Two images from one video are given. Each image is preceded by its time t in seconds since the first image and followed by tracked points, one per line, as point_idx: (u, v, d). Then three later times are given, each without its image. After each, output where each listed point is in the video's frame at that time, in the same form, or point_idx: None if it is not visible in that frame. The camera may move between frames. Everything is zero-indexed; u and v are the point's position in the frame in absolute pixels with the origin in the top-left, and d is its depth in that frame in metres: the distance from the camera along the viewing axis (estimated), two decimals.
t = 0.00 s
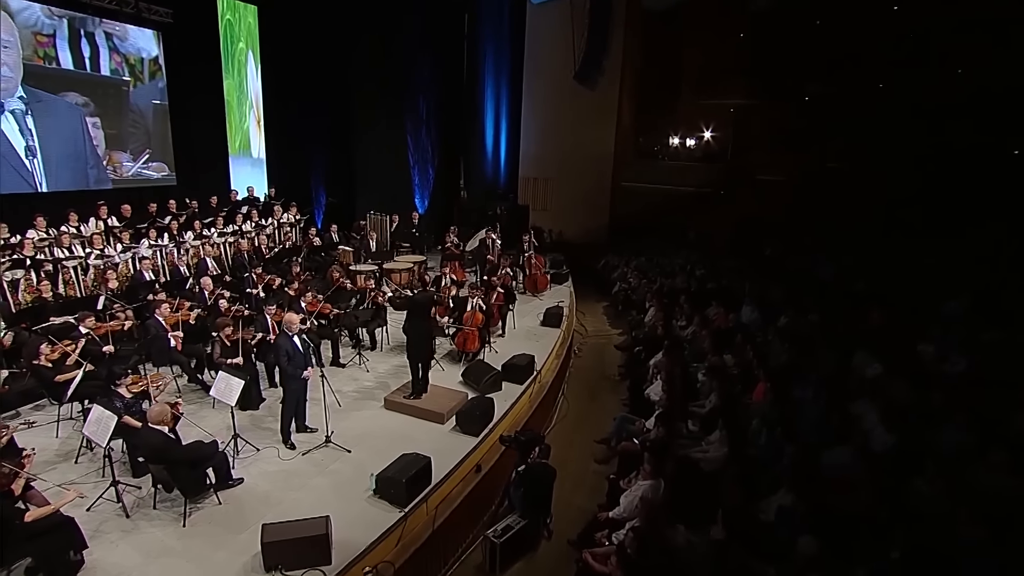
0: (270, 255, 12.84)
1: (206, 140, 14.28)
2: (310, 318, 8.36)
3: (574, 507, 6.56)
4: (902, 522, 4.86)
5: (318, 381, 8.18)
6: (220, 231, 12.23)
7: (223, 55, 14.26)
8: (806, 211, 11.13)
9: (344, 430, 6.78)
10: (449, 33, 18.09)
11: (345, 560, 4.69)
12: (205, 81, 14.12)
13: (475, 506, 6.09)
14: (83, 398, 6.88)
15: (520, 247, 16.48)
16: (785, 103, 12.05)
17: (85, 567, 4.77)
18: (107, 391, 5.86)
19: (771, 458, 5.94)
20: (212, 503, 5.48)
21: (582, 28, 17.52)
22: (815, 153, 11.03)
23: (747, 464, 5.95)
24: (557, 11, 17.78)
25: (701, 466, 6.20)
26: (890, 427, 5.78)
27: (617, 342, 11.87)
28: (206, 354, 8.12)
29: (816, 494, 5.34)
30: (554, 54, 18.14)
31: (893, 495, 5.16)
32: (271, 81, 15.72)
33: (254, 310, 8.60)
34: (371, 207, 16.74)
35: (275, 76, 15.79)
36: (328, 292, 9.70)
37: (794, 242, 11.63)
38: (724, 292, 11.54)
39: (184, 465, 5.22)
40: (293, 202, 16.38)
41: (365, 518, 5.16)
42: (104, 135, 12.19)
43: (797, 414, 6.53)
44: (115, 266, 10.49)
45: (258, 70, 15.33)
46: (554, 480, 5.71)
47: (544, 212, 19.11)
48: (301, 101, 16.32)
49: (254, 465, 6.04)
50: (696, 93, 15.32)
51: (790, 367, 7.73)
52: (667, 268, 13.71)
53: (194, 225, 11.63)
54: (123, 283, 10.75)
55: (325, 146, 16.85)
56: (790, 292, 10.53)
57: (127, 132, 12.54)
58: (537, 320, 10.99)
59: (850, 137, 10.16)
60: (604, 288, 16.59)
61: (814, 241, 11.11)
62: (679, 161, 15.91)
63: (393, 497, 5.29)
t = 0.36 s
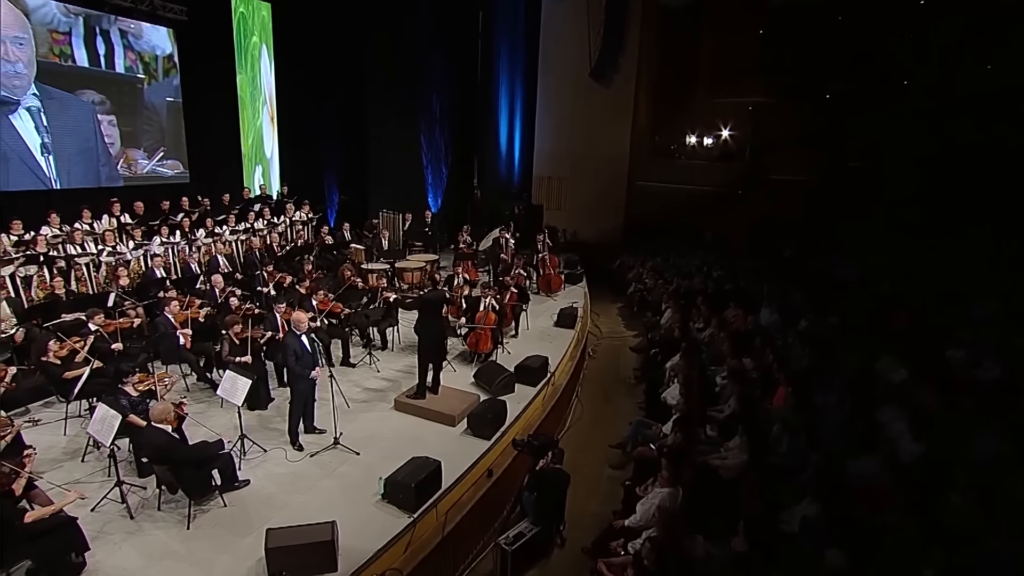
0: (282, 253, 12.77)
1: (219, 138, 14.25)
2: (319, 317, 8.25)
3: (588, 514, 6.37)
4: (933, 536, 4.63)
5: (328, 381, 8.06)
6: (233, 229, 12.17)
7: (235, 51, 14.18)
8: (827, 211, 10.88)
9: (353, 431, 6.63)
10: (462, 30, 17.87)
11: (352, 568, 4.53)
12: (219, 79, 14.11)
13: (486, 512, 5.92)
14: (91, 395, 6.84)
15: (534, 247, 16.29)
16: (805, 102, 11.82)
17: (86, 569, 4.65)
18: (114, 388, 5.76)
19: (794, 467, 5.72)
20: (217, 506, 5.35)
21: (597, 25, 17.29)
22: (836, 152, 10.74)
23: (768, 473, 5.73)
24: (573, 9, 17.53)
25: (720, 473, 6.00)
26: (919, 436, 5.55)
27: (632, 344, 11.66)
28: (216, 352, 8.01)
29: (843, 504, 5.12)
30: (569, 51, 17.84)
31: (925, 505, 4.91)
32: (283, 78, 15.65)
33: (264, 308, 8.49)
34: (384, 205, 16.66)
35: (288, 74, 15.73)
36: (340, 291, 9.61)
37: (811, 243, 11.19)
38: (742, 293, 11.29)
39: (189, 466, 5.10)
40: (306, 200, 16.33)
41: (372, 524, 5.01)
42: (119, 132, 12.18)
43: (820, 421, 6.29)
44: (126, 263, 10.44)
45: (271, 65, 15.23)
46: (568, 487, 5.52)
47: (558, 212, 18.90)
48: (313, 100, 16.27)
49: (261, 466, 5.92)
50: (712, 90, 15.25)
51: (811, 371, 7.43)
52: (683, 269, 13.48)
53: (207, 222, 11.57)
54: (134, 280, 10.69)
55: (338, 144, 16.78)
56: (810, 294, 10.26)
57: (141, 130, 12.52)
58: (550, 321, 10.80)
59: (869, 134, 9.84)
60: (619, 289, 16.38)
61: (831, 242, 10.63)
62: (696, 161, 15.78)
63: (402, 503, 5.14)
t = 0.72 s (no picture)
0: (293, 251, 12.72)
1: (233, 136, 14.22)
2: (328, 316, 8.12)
3: (603, 521, 6.18)
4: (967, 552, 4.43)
5: (338, 381, 7.95)
6: (244, 226, 12.10)
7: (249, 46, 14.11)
8: (848, 212, 10.61)
9: (362, 433, 6.50)
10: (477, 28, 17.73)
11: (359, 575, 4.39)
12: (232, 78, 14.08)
13: (498, 518, 5.76)
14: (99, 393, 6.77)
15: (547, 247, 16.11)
16: (826, 101, 11.54)
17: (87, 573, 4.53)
18: (120, 386, 5.67)
19: (818, 476, 5.51)
20: (222, 508, 5.23)
21: (615, 22, 17.11)
22: (858, 152, 10.46)
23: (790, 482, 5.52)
24: (590, 7, 17.44)
25: (739, 481, 5.79)
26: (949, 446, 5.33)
27: (648, 346, 11.45)
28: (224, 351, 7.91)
29: (869, 517, 4.91)
30: (585, 49, 17.71)
31: (958, 521, 4.67)
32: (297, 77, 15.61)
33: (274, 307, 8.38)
34: (396, 204, 16.56)
35: (302, 72, 15.68)
36: (352, 289, 9.51)
37: (830, 244, 10.79)
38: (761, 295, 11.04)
39: (193, 468, 4.98)
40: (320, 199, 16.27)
41: (380, 529, 4.86)
42: (135, 129, 12.22)
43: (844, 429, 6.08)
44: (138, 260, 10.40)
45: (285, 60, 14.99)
46: (582, 494, 5.34)
47: (572, 211, 18.69)
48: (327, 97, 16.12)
49: (268, 468, 5.80)
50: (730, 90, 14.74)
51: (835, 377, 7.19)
52: (700, 271, 13.24)
53: (219, 220, 11.51)
54: (146, 277, 10.65)
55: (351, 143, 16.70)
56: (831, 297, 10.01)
57: (155, 127, 12.51)
58: (564, 322, 10.60)
59: (897, 133, 9.55)
60: (634, 291, 16.16)
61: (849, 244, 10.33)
62: (714, 160, 15.31)
63: (411, 508, 4.98)
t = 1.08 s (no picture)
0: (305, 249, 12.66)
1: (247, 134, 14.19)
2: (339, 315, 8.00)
3: (618, 529, 5.99)
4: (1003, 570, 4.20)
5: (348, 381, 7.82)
6: (256, 224, 12.03)
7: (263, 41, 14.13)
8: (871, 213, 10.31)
9: (371, 435, 6.36)
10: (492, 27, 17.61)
11: None
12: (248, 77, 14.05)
13: (510, 524, 5.58)
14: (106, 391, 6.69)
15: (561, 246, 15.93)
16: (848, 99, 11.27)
17: None
18: (126, 384, 5.58)
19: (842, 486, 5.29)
20: (227, 511, 5.10)
21: (631, 19, 16.90)
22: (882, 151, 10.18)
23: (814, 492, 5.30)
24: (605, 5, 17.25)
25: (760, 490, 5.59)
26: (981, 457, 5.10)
27: (663, 348, 11.23)
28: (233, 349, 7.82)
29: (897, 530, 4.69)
30: (600, 46, 17.51)
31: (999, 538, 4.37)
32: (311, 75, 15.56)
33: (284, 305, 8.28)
34: (407, 203, 16.45)
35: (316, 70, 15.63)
36: (364, 287, 9.41)
37: (850, 242, 10.32)
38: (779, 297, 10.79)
39: (197, 469, 4.85)
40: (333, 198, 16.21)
41: (388, 535, 4.71)
42: (150, 127, 12.23)
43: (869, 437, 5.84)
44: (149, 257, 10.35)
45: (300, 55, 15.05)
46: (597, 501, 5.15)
47: (587, 211, 18.49)
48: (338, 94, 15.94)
49: (274, 470, 5.66)
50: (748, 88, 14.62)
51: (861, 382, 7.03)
52: (716, 271, 12.99)
53: (230, 217, 11.45)
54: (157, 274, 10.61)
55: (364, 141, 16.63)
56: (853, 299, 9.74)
57: (168, 125, 12.50)
58: (579, 323, 10.41)
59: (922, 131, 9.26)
60: (649, 292, 15.91)
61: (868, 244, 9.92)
62: (731, 159, 15.16)
63: (420, 514, 4.82)
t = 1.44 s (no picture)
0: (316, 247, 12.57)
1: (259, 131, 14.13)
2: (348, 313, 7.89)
3: (634, 537, 5.80)
4: None
5: (357, 382, 7.71)
6: (268, 221, 11.94)
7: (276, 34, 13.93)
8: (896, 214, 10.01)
9: (379, 437, 6.22)
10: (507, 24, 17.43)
11: None
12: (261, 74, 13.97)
13: (522, 531, 5.42)
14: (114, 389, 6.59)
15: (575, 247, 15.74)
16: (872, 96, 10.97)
17: None
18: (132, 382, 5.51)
19: (868, 496, 5.08)
20: (232, 514, 4.97)
21: (648, 15, 16.62)
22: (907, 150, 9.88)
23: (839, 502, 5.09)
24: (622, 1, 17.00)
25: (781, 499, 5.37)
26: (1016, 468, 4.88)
27: (679, 350, 11.00)
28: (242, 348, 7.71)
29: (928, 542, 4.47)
30: (618, 42, 17.25)
31: None
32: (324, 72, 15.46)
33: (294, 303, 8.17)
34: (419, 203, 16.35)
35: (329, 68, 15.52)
36: (375, 286, 9.28)
37: (869, 242, 10.16)
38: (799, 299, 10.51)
39: (201, 471, 4.72)
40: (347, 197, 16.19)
41: (396, 541, 4.56)
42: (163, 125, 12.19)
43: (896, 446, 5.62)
44: (160, 255, 10.30)
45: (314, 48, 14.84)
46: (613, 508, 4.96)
47: (602, 211, 18.26)
48: (351, 93, 15.81)
49: (281, 472, 5.54)
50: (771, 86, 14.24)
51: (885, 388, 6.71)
52: (734, 272, 12.73)
53: (242, 215, 11.37)
54: (168, 272, 10.54)
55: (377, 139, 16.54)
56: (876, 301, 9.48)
57: (181, 122, 12.47)
58: (593, 324, 10.22)
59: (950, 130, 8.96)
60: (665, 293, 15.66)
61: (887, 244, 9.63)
62: (749, 159, 14.89)
63: (429, 520, 4.66)
